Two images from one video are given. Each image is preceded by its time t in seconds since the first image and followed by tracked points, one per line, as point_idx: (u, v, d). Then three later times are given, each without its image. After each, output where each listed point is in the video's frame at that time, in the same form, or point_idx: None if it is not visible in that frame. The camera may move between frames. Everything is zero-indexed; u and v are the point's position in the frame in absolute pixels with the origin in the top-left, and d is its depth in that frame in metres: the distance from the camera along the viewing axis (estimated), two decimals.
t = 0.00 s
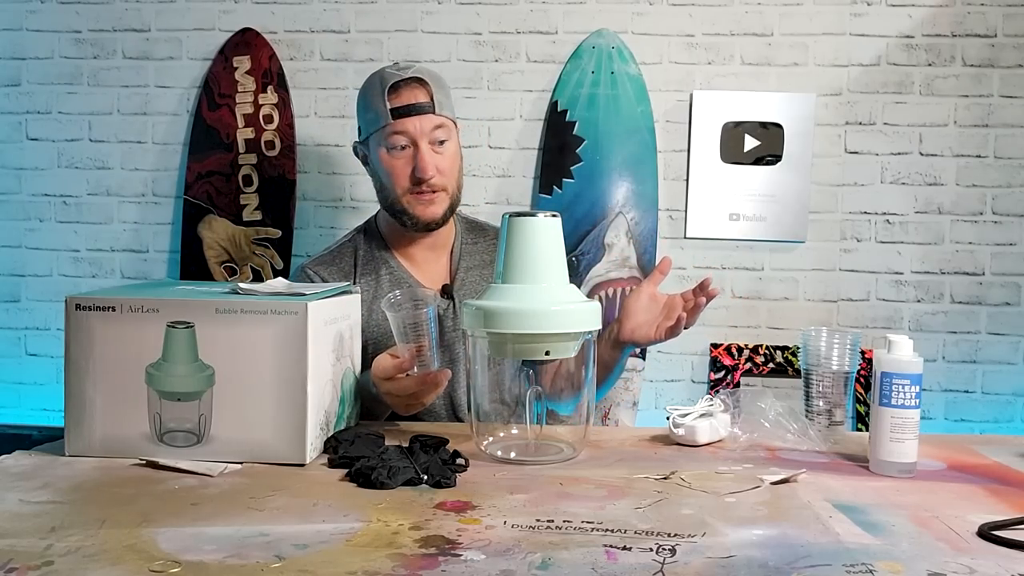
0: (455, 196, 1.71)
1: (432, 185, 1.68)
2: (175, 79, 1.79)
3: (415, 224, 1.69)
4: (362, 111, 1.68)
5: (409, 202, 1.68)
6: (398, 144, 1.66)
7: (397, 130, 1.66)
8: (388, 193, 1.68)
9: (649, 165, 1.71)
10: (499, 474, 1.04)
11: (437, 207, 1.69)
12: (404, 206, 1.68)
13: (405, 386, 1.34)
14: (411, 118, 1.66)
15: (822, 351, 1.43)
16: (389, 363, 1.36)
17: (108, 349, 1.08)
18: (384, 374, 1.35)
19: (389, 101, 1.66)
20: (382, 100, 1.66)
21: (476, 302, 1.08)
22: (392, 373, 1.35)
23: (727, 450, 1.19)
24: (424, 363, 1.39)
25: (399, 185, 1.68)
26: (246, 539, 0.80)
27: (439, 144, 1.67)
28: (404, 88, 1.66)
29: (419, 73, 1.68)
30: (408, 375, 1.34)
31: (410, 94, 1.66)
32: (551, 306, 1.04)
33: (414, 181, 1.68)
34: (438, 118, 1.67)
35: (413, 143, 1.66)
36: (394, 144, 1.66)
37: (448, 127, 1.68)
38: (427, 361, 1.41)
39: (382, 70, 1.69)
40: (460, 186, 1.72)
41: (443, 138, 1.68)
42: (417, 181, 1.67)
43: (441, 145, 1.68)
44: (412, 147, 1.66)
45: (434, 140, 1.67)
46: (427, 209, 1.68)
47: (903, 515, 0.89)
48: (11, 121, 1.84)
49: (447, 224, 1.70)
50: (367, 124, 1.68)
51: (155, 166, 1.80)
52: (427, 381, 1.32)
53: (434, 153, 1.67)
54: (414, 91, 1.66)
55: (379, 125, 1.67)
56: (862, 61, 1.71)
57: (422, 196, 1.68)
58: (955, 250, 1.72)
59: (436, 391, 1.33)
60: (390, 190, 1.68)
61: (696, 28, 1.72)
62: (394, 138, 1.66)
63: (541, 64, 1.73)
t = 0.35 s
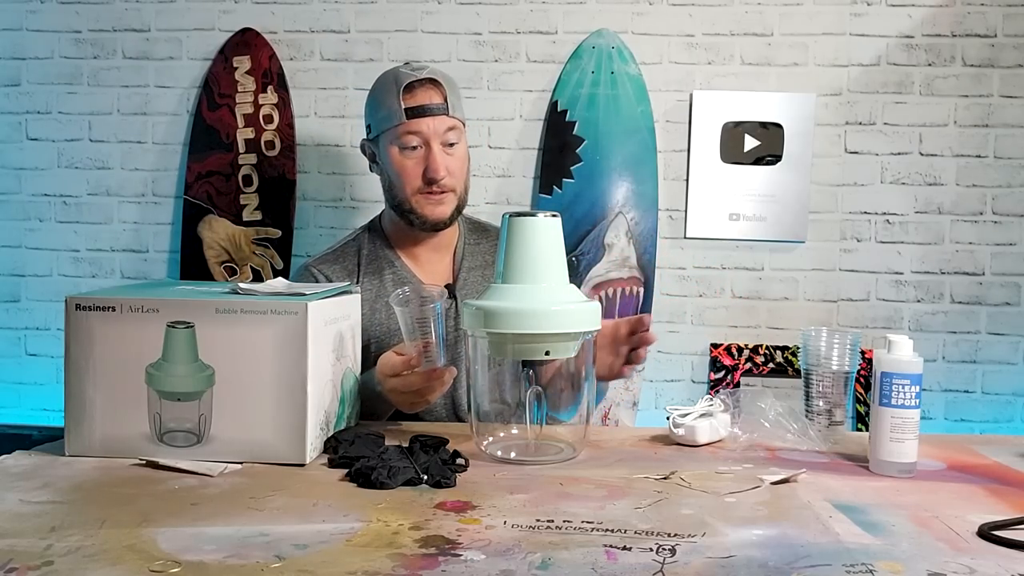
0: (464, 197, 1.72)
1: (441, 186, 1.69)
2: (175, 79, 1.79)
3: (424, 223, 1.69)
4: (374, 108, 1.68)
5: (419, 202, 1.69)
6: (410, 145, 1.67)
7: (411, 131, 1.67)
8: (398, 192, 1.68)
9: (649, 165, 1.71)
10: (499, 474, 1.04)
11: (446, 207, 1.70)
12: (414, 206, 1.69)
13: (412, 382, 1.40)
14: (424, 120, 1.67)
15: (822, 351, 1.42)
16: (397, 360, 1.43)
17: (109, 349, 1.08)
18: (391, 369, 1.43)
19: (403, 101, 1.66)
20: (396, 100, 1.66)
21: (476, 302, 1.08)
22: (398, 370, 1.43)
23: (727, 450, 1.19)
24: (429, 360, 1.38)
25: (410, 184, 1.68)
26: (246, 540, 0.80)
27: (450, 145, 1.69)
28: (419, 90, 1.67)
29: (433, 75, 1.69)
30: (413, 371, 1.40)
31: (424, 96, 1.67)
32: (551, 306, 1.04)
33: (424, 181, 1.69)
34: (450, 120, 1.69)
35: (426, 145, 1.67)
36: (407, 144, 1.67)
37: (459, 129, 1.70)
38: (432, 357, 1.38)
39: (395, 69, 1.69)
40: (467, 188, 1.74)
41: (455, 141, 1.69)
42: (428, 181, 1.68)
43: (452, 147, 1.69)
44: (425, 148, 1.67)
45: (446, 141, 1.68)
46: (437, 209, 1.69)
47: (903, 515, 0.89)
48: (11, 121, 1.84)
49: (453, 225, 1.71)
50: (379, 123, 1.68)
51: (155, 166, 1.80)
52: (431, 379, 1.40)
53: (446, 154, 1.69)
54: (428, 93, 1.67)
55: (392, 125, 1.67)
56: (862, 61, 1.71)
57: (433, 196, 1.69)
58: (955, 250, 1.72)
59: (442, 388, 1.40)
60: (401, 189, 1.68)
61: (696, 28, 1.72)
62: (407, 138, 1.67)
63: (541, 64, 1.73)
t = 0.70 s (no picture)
0: (467, 201, 1.68)
1: (447, 190, 1.65)
2: (175, 79, 1.79)
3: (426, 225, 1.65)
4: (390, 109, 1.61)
5: (423, 205, 1.64)
6: (418, 147, 1.62)
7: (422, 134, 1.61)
8: (402, 194, 1.64)
9: (649, 165, 1.71)
10: (499, 474, 1.04)
11: (449, 211, 1.66)
12: (417, 207, 1.64)
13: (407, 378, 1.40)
14: (437, 123, 1.61)
15: (822, 351, 1.42)
16: (386, 355, 1.34)
17: (109, 349, 1.08)
18: (382, 366, 1.34)
19: (417, 103, 1.60)
20: (410, 101, 1.60)
21: (475, 302, 1.08)
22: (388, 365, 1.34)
23: (727, 450, 1.19)
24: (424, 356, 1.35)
25: (415, 186, 1.63)
26: (246, 540, 0.80)
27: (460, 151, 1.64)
28: (435, 92, 1.60)
29: (450, 78, 1.62)
30: (407, 368, 1.38)
31: (439, 98, 1.61)
32: (551, 306, 1.04)
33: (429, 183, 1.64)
34: (462, 125, 1.63)
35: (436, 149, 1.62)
36: (417, 147, 1.62)
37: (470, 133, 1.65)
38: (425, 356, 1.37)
39: (411, 68, 1.63)
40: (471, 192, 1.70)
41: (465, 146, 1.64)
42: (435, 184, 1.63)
43: (461, 152, 1.65)
44: (435, 152, 1.62)
45: (456, 145, 1.63)
46: (440, 213, 1.65)
47: (903, 515, 0.89)
48: (11, 121, 1.84)
49: (452, 229, 1.68)
50: (393, 124, 1.62)
51: (156, 166, 1.80)
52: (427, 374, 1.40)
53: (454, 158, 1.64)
54: (444, 96, 1.61)
55: (405, 127, 1.61)
56: (862, 61, 1.71)
57: (437, 199, 1.64)
58: (955, 250, 1.72)
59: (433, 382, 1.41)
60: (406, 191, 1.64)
61: (696, 28, 1.72)
62: (417, 140, 1.61)
63: (541, 64, 1.74)
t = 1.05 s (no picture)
0: (468, 206, 1.67)
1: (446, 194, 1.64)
2: (175, 79, 1.79)
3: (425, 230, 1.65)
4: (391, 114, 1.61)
5: (421, 210, 1.63)
6: (417, 152, 1.61)
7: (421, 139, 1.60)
8: (402, 199, 1.64)
9: (649, 165, 1.71)
10: (499, 474, 1.04)
11: (448, 216, 1.65)
12: (416, 212, 1.64)
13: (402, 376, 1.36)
14: (436, 127, 1.60)
15: (822, 351, 1.44)
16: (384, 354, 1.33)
17: (109, 349, 1.08)
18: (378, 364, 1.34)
19: (415, 108, 1.60)
20: (409, 105, 1.60)
21: (483, 303, 1.08)
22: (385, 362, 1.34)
23: (727, 450, 1.19)
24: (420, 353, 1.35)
25: (413, 190, 1.63)
26: (246, 540, 0.80)
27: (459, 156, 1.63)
28: (434, 97, 1.60)
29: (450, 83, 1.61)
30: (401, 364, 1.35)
31: (439, 103, 1.60)
32: (560, 306, 1.04)
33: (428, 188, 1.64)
34: (462, 130, 1.62)
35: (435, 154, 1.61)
36: (416, 152, 1.61)
37: (471, 140, 1.64)
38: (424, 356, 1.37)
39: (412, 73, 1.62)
40: (472, 197, 1.68)
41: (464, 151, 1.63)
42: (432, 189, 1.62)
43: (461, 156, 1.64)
44: (433, 157, 1.61)
45: (455, 151, 1.62)
46: (438, 218, 1.64)
47: (903, 515, 0.89)
48: (11, 121, 1.84)
49: (452, 234, 1.67)
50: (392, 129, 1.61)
51: (156, 166, 1.80)
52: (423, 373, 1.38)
53: (454, 163, 1.63)
54: (443, 101, 1.60)
55: (404, 131, 1.61)
56: (862, 61, 1.71)
57: (436, 204, 1.63)
58: (955, 250, 1.72)
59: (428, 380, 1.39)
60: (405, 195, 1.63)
61: (696, 28, 1.72)
62: (415, 145, 1.61)
63: (541, 64, 1.74)
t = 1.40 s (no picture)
0: (469, 208, 1.66)
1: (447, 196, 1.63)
2: (175, 79, 1.79)
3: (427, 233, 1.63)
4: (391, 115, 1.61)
5: (423, 212, 1.62)
6: (417, 154, 1.61)
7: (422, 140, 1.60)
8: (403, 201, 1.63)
9: (649, 165, 1.71)
10: (499, 474, 1.04)
11: (449, 218, 1.64)
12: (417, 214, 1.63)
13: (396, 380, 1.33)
14: (436, 129, 1.60)
15: (822, 351, 1.45)
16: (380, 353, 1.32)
17: (109, 349, 1.08)
18: (374, 365, 1.31)
19: (416, 110, 1.60)
20: (409, 107, 1.60)
21: (492, 302, 1.08)
22: (381, 362, 1.32)
23: (727, 450, 1.19)
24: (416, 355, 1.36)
25: (414, 193, 1.62)
26: (246, 539, 0.80)
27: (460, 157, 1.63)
28: (433, 99, 1.60)
29: (451, 85, 1.62)
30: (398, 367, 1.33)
31: (439, 105, 1.60)
32: (568, 305, 1.04)
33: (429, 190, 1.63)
34: (462, 132, 1.62)
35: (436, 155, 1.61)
36: (417, 153, 1.61)
37: (470, 142, 1.64)
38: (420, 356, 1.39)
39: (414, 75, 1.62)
40: (473, 200, 1.68)
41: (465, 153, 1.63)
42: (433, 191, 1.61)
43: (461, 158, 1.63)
44: (434, 158, 1.61)
45: (455, 152, 1.62)
46: (439, 220, 1.63)
47: (903, 515, 0.89)
48: (11, 121, 1.84)
49: (454, 236, 1.66)
50: (393, 130, 1.61)
51: (156, 166, 1.80)
52: (419, 376, 1.35)
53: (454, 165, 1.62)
54: (444, 103, 1.60)
55: (405, 133, 1.61)
56: (862, 61, 1.71)
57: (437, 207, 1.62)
58: (955, 251, 1.72)
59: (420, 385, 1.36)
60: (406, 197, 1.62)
61: (696, 28, 1.72)
62: (416, 146, 1.61)
63: (541, 64, 1.74)
